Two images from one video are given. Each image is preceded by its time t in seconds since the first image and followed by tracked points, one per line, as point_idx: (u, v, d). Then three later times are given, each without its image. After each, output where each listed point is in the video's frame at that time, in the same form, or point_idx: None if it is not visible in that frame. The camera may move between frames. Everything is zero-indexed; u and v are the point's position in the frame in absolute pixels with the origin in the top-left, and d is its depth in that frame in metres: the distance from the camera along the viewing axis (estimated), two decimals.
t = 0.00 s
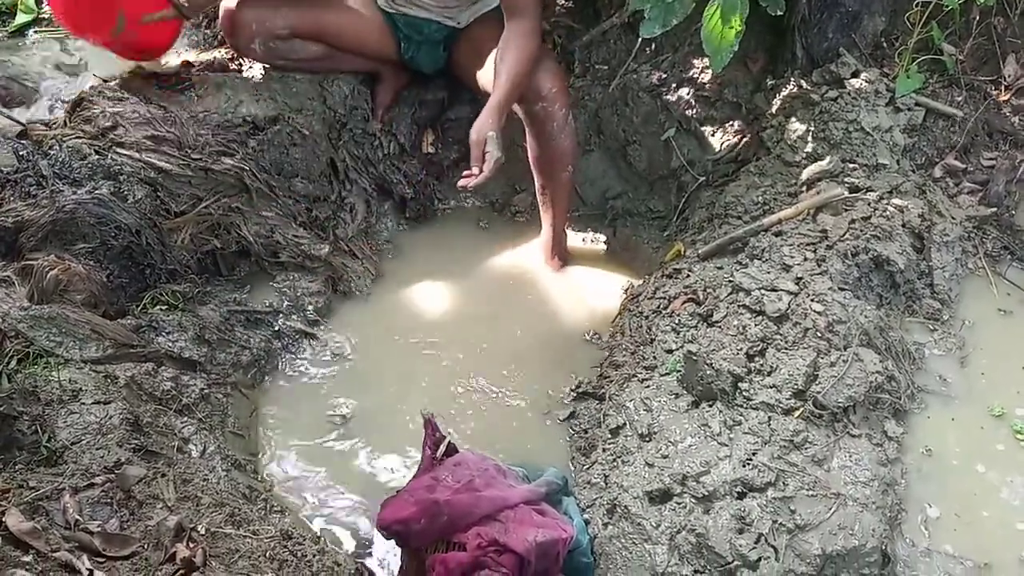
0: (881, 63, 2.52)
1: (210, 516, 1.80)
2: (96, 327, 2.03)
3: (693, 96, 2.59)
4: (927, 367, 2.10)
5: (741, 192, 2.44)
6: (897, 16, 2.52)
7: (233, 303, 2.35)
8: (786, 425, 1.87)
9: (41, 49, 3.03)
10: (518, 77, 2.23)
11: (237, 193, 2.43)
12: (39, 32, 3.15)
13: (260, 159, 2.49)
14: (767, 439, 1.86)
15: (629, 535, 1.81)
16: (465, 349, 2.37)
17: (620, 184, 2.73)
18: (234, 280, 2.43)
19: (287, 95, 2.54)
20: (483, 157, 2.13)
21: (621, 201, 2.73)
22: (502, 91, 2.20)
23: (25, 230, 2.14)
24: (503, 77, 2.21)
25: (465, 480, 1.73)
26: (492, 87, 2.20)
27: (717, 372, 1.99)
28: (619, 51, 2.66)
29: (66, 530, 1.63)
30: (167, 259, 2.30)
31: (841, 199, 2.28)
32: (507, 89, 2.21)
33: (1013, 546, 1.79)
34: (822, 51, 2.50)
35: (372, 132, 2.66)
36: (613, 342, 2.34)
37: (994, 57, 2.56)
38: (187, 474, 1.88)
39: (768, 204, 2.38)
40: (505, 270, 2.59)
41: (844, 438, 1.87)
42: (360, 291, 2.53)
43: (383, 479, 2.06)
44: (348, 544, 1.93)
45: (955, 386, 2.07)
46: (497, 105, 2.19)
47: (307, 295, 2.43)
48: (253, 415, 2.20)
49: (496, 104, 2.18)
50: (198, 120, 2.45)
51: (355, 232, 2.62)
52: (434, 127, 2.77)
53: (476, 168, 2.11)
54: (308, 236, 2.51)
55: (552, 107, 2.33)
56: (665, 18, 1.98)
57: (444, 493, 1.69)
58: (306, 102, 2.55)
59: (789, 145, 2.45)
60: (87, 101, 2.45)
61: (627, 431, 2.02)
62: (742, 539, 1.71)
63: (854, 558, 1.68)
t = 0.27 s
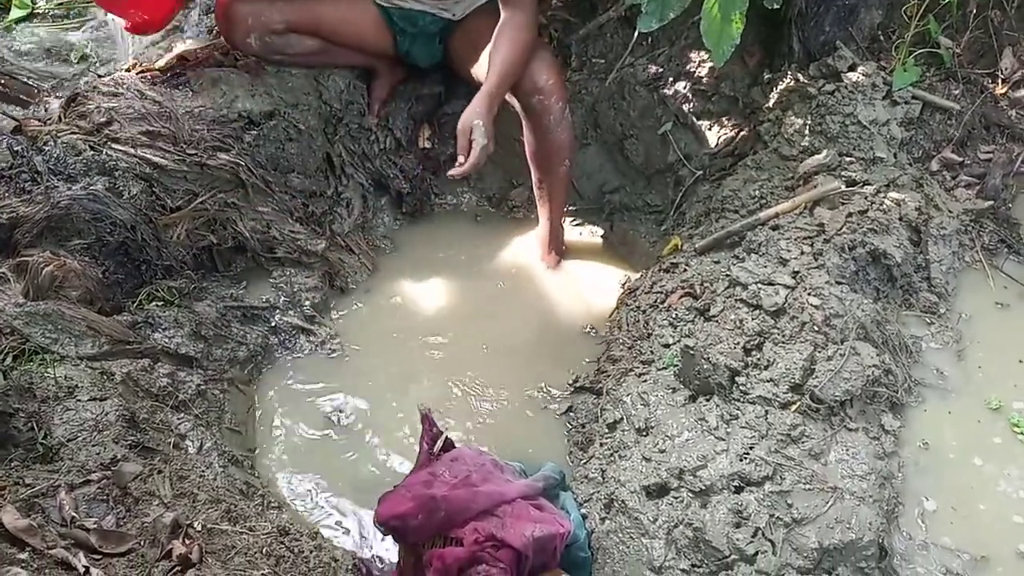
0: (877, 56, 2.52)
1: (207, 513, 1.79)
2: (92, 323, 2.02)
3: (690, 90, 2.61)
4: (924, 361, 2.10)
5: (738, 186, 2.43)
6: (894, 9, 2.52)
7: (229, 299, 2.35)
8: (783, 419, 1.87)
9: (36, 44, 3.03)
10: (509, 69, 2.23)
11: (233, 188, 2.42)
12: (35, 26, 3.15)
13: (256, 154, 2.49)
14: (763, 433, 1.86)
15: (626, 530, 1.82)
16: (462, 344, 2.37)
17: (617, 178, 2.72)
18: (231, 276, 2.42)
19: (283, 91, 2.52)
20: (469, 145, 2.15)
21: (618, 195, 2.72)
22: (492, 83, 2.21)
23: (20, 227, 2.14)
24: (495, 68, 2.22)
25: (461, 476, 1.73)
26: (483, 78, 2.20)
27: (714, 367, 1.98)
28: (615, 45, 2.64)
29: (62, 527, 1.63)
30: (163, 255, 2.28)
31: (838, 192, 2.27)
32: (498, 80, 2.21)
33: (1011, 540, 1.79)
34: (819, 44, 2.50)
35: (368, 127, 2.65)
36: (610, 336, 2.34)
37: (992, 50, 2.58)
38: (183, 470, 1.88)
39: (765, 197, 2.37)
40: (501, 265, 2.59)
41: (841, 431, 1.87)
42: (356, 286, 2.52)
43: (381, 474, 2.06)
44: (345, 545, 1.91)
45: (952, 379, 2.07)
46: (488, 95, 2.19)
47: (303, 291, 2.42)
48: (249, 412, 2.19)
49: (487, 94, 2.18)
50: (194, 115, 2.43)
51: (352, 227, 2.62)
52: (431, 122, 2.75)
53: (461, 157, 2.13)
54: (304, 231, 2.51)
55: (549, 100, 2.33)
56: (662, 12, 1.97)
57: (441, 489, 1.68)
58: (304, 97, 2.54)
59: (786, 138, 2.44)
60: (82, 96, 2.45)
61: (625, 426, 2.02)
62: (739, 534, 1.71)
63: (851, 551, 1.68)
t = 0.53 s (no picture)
0: (871, 55, 2.52)
1: (201, 514, 1.79)
2: (87, 323, 2.01)
3: (685, 88, 2.61)
4: (919, 359, 2.11)
5: (733, 184, 2.43)
6: (888, 7, 2.52)
7: (224, 299, 2.34)
8: (779, 418, 1.88)
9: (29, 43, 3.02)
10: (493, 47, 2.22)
11: (228, 187, 2.41)
12: (30, 26, 3.13)
13: (251, 154, 2.47)
14: (759, 432, 1.86)
15: (622, 529, 1.81)
16: (456, 343, 2.37)
17: (613, 176, 2.71)
18: (226, 275, 2.41)
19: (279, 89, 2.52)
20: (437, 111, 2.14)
21: (613, 194, 2.72)
22: (474, 55, 2.19)
23: (14, 227, 2.11)
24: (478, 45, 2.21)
25: (457, 475, 1.73)
26: (463, 52, 2.20)
27: (709, 366, 1.99)
28: (610, 44, 2.64)
29: (56, 529, 1.62)
30: (159, 255, 2.27)
31: (833, 191, 2.27)
32: (480, 54, 2.20)
33: (1006, 538, 1.79)
34: (813, 43, 2.50)
35: (363, 126, 2.64)
36: (606, 335, 2.34)
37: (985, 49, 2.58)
38: (178, 471, 1.87)
39: (760, 195, 2.37)
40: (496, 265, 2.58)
41: (836, 430, 1.88)
42: (350, 285, 2.52)
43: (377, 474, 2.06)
44: (338, 547, 1.90)
45: (947, 377, 2.08)
46: (466, 69, 2.18)
47: (301, 290, 2.44)
48: (244, 412, 2.19)
49: (464, 68, 2.18)
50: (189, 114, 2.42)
51: (347, 225, 2.62)
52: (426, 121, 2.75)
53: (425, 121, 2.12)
54: (300, 231, 2.50)
55: (546, 96, 2.32)
56: (656, 11, 1.98)
57: (437, 489, 1.69)
58: (298, 96, 2.54)
59: (780, 137, 2.44)
60: (76, 95, 2.45)
61: (620, 425, 2.02)
62: (735, 533, 1.71)
63: (847, 550, 1.68)
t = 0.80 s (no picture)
0: (865, 60, 2.53)
1: (195, 520, 1.78)
2: (81, 328, 2.03)
3: (679, 94, 2.61)
4: (914, 363, 2.11)
5: (727, 189, 2.43)
6: (881, 13, 2.53)
7: (219, 305, 2.34)
8: (774, 422, 1.88)
9: (24, 49, 3.03)
10: (464, 19, 2.31)
11: (222, 193, 2.41)
12: (23, 33, 3.16)
13: (245, 161, 2.45)
14: (755, 436, 1.86)
15: (618, 534, 1.82)
16: (452, 349, 2.37)
17: (607, 181, 2.70)
18: (220, 280, 2.40)
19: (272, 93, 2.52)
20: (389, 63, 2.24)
21: (608, 199, 2.70)
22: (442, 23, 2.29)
23: (7, 232, 2.14)
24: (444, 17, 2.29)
25: (452, 480, 1.73)
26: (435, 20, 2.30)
27: (705, 370, 1.98)
28: (604, 48, 2.67)
29: (49, 535, 1.61)
30: (152, 260, 2.27)
31: (826, 195, 2.28)
32: (450, 23, 2.30)
33: (1004, 543, 1.79)
34: (807, 48, 2.50)
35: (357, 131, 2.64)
36: (601, 340, 2.33)
37: (978, 53, 2.60)
38: (172, 477, 1.87)
39: (754, 200, 2.37)
40: (491, 271, 2.58)
41: (832, 434, 1.88)
42: (345, 291, 2.52)
43: (372, 480, 2.05)
44: (332, 554, 1.88)
45: (941, 382, 2.08)
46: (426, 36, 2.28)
47: (296, 296, 2.44)
48: (239, 418, 2.18)
49: (429, 32, 2.28)
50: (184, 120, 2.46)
51: (342, 231, 2.61)
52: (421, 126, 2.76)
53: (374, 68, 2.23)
54: (294, 236, 2.50)
55: (547, 100, 2.32)
56: (648, 14, 1.98)
57: (432, 494, 1.69)
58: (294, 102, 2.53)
59: (775, 142, 2.45)
60: (70, 102, 2.46)
61: (616, 430, 2.02)
62: (730, 538, 1.70)
63: (843, 555, 1.68)
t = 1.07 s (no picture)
0: (865, 63, 2.52)
1: (196, 522, 1.78)
2: (81, 331, 2.02)
3: (679, 96, 2.61)
4: (915, 366, 2.11)
5: (727, 193, 2.42)
6: (881, 16, 2.53)
7: (219, 308, 2.34)
8: (775, 426, 1.87)
9: (24, 52, 3.04)
10: (460, 20, 2.29)
11: (222, 196, 2.40)
12: (24, 36, 3.16)
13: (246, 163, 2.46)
14: (755, 440, 1.86)
15: (618, 538, 1.81)
16: (454, 351, 2.36)
17: (607, 184, 2.69)
18: (219, 283, 2.40)
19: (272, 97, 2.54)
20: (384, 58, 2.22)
21: (607, 202, 2.69)
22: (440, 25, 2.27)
23: (8, 235, 2.13)
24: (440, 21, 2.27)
25: (452, 483, 1.73)
26: (433, 20, 2.28)
27: (705, 373, 1.98)
28: (604, 52, 2.66)
29: (50, 537, 1.61)
30: (153, 263, 2.27)
31: (827, 199, 2.28)
32: (447, 23, 2.28)
33: (1006, 547, 1.78)
34: (807, 52, 2.50)
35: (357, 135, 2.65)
36: (601, 343, 2.33)
37: (979, 56, 2.61)
38: (172, 479, 1.86)
39: (754, 204, 2.36)
40: (492, 274, 2.58)
41: (833, 438, 1.88)
42: (345, 294, 2.52)
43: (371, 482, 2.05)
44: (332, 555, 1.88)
45: (942, 386, 2.08)
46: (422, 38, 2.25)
47: (295, 298, 2.44)
48: (238, 420, 2.18)
49: (428, 34, 2.25)
50: (185, 123, 2.46)
51: (342, 234, 2.60)
52: (421, 129, 2.76)
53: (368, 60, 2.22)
54: (294, 239, 2.50)
55: (548, 104, 2.31)
56: (651, 20, 1.99)
57: (432, 497, 1.69)
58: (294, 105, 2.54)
59: (775, 145, 2.45)
60: (71, 105, 2.47)
61: (616, 433, 2.02)
62: (731, 541, 1.70)
63: (844, 559, 1.67)
